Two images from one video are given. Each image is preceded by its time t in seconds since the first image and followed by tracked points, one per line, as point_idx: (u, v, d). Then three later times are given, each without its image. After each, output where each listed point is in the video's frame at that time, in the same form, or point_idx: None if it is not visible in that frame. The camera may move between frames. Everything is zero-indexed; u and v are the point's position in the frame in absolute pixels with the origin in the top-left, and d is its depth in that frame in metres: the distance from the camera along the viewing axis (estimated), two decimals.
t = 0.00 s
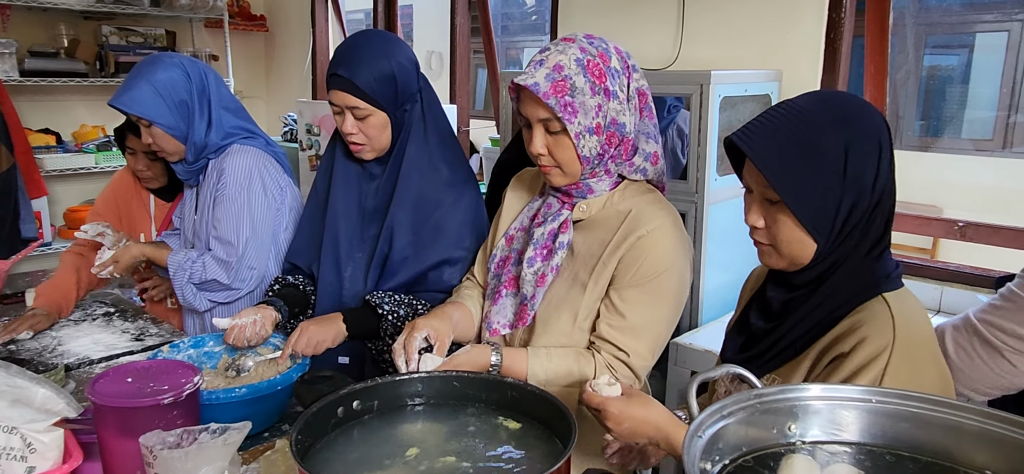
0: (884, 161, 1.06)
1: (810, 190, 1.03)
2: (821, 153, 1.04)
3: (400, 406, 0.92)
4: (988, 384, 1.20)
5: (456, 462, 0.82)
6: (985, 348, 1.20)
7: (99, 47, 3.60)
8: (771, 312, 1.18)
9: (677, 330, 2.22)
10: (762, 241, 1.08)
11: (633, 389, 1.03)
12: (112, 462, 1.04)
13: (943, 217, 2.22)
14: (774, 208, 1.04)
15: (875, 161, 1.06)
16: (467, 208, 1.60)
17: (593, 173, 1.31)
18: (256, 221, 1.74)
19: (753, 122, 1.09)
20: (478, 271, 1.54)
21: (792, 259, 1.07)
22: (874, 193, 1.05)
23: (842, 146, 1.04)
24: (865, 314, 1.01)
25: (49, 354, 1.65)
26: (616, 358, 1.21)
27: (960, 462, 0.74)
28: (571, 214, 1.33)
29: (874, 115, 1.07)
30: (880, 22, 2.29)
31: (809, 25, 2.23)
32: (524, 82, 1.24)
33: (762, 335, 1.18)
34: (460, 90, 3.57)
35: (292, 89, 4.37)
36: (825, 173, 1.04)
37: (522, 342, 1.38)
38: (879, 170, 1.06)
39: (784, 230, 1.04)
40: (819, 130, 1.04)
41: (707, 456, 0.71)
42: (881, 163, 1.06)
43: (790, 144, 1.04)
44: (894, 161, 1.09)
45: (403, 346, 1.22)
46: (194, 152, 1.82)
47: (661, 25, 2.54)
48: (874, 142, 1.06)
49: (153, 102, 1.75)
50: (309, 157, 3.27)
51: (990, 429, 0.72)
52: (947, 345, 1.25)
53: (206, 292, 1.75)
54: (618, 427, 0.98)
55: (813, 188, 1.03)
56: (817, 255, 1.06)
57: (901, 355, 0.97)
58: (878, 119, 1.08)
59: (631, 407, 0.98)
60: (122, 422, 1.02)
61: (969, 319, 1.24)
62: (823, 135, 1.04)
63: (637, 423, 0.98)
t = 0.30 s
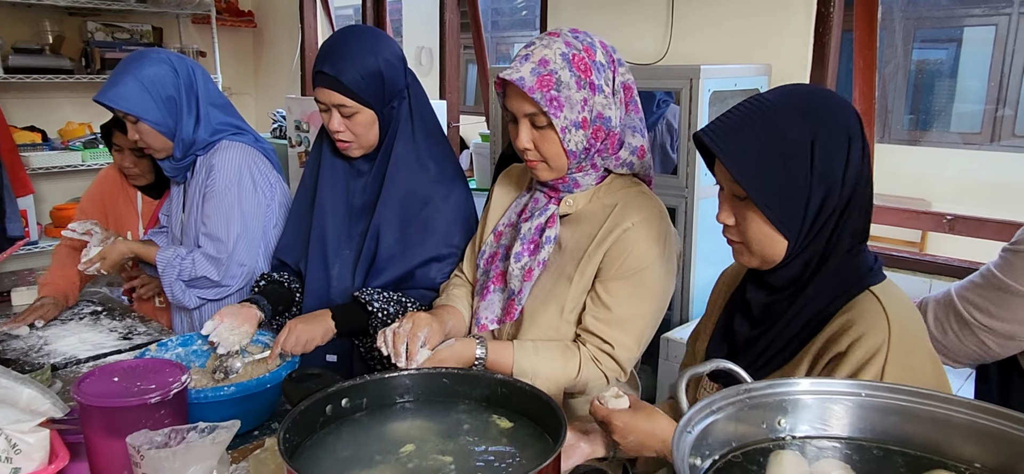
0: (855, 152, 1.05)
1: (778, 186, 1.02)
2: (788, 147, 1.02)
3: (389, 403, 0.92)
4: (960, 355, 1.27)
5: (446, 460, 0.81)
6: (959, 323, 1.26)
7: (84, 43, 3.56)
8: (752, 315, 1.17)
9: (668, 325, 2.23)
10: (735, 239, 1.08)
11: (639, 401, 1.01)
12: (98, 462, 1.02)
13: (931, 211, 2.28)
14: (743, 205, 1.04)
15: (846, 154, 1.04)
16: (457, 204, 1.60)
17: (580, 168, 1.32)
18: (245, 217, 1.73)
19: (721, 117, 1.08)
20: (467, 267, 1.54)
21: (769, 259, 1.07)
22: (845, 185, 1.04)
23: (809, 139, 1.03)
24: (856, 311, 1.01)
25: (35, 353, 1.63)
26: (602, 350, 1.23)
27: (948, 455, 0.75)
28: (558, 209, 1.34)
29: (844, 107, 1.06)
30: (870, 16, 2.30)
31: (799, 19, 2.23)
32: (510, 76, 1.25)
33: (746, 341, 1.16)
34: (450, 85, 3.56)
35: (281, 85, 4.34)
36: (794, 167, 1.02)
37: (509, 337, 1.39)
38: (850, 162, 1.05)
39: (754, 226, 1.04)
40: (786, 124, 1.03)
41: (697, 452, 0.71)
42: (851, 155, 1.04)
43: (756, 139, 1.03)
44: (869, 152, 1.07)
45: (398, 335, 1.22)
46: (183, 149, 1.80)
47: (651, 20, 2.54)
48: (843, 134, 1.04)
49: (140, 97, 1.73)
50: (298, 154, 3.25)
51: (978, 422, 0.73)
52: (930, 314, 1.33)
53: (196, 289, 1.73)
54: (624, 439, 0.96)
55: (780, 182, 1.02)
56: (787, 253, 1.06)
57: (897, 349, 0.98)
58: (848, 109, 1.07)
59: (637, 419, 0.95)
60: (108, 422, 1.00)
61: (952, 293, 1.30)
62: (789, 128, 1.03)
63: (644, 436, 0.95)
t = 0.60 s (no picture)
0: (840, 152, 1.04)
1: (760, 188, 1.02)
2: (771, 150, 1.02)
3: (384, 398, 0.92)
4: (957, 346, 1.28)
5: (442, 455, 0.81)
6: (957, 316, 1.27)
7: (76, 39, 3.54)
8: (747, 325, 1.14)
9: (663, 319, 2.23)
10: (721, 244, 1.08)
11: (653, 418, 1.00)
12: (92, 459, 1.02)
13: (924, 204, 2.30)
14: (727, 208, 1.04)
15: (830, 154, 1.04)
16: (451, 199, 1.59)
17: (568, 162, 1.32)
18: (239, 213, 1.72)
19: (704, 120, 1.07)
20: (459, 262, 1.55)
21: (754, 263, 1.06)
22: (831, 187, 1.03)
23: (792, 142, 1.02)
24: (871, 310, 1.00)
25: (28, 350, 1.62)
26: (590, 343, 1.25)
27: (945, 448, 0.75)
28: (547, 203, 1.35)
29: (829, 106, 1.05)
30: (863, 10, 2.30)
31: (792, 13, 2.23)
32: (498, 70, 1.24)
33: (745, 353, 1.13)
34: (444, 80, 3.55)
35: (274, 81, 4.33)
36: (778, 169, 1.02)
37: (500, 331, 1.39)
38: (835, 163, 1.04)
39: (738, 230, 1.04)
40: (768, 126, 1.02)
41: (691, 446, 0.70)
42: (836, 155, 1.04)
43: (739, 141, 1.02)
44: (856, 151, 1.06)
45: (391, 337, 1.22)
46: (176, 144, 1.79)
47: (646, 15, 2.54)
48: (827, 135, 1.04)
49: (133, 92, 1.72)
50: (292, 149, 3.24)
51: (972, 415, 0.73)
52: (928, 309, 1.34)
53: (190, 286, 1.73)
54: (638, 458, 0.93)
55: (764, 186, 1.02)
56: (775, 256, 1.06)
57: (919, 349, 0.98)
58: (831, 109, 1.06)
59: (653, 437, 0.93)
60: (102, 419, 1.00)
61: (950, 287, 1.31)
62: (772, 129, 1.02)
63: (659, 454, 0.93)
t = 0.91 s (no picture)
0: (807, 143, 1.02)
1: (729, 183, 1.00)
2: (738, 143, 1.00)
3: (382, 392, 0.92)
4: (946, 332, 1.28)
5: (439, 447, 0.82)
6: (949, 303, 1.26)
7: (70, 31, 3.52)
8: (731, 325, 1.12)
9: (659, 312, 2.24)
10: (691, 238, 1.06)
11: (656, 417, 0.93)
12: (90, 453, 1.01)
13: (921, 197, 2.36)
14: (697, 202, 1.02)
15: (798, 146, 1.02)
16: (446, 193, 1.59)
17: (557, 153, 1.32)
18: (236, 207, 1.71)
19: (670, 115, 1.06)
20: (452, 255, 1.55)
21: (727, 259, 1.05)
22: (798, 180, 1.02)
23: (758, 135, 1.01)
24: (857, 296, 1.01)
25: (24, 345, 1.62)
26: (580, 332, 1.26)
27: (941, 439, 0.76)
28: (537, 195, 1.35)
29: (793, 98, 1.03)
30: (859, 3, 2.30)
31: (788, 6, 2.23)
32: (483, 64, 1.25)
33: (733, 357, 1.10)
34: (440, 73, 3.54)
35: (269, 74, 4.31)
36: (746, 163, 1.00)
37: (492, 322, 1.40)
38: (802, 155, 1.02)
39: (708, 223, 1.02)
40: (733, 120, 1.01)
41: (690, 438, 0.71)
42: (803, 146, 1.02)
43: (706, 136, 1.00)
44: (822, 142, 1.05)
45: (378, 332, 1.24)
46: (171, 138, 1.78)
47: (645, 8, 2.60)
48: (793, 128, 1.02)
49: (128, 85, 1.71)
50: (288, 143, 3.23)
51: (969, 408, 0.73)
52: (918, 296, 1.32)
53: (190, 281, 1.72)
54: (641, 459, 0.89)
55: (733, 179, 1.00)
56: (745, 250, 1.05)
57: (908, 331, 0.99)
58: (795, 100, 1.04)
59: (656, 437, 0.88)
60: (99, 413, 0.99)
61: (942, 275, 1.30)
62: (737, 122, 1.00)
63: (661, 455, 0.88)
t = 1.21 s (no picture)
0: (759, 144, 1.02)
1: (682, 184, 1.00)
2: (690, 146, 1.00)
3: (383, 386, 0.92)
4: (954, 339, 1.20)
5: (438, 441, 0.82)
6: (951, 311, 1.18)
7: (67, 24, 3.51)
8: (700, 329, 1.08)
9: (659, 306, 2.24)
10: (648, 241, 1.05)
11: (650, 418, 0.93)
12: (90, 448, 1.02)
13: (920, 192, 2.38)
14: (654, 203, 1.02)
15: (749, 145, 1.02)
16: (444, 187, 1.59)
17: (549, 146, 1.32)
18: (236, 202, 1.71)
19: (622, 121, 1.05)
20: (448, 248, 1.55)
21: (685, 260, 1.04)
22: (752, 179, 1.01)
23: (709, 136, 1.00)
24: (826, 289, 1.01)
25: (24, 339, 1.62)
26: (573, 323, 1.27)
27: (939, 433, 0.76)
28: (530, 189, 1.36)
29: (741, 100, 1.03)
30: None
31: None
32: (474, 59, 1.25)
33: (705, 362, 1.06)
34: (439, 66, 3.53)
35: (267, 67, 4.30)
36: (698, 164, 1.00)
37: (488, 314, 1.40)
38: (754, 155, 1.02)
39: (664, 224, 1.01)
40: (684, 123, 1.00)
41: (691, 433, 0.71)
42: (755, 146, 1.01)
43: (656, 137, 1.00)
44: (775, 142, 1.04)
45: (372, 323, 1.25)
46: (171, 131, 1.78)
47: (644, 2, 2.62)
48: (744, 129, 1.02)
49: (127, 78, 1.70)
50: (286, 137, 3.22)
51: (968, 401, 0.74)
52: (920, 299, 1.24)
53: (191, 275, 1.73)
54: (635, 460, 0.86)
55: (686, 182, 1.00)
56: (702, 252, 1.04)
57: (878, 318, 0.98)
58: (746, 102, 1.04)
59: (649, 439, 0.85)
60: (99, 408, 0.99)
61: (942, 278, 1.21)
62: (687, 125, 1.00)
63: (657, 456, 0.85)
